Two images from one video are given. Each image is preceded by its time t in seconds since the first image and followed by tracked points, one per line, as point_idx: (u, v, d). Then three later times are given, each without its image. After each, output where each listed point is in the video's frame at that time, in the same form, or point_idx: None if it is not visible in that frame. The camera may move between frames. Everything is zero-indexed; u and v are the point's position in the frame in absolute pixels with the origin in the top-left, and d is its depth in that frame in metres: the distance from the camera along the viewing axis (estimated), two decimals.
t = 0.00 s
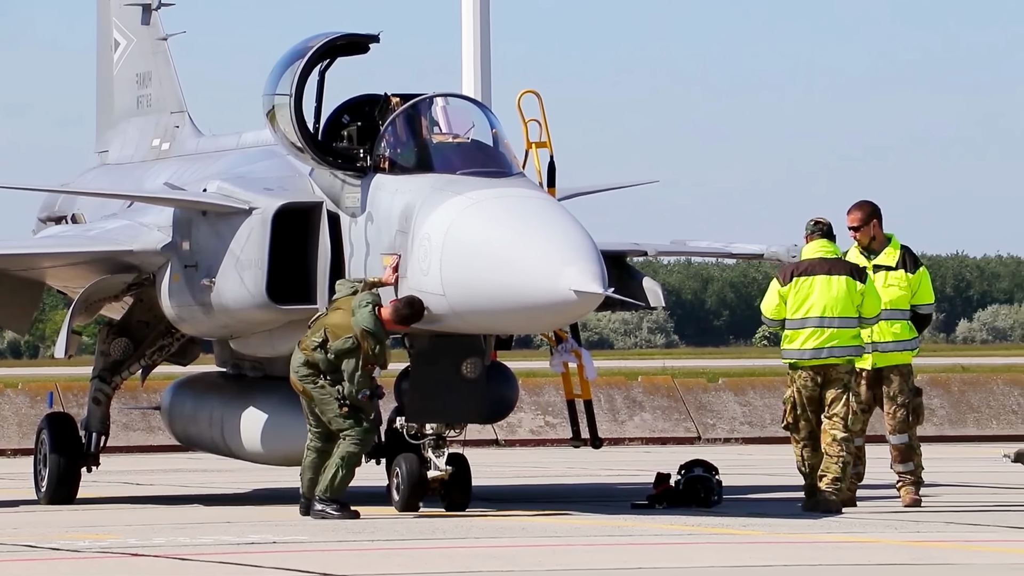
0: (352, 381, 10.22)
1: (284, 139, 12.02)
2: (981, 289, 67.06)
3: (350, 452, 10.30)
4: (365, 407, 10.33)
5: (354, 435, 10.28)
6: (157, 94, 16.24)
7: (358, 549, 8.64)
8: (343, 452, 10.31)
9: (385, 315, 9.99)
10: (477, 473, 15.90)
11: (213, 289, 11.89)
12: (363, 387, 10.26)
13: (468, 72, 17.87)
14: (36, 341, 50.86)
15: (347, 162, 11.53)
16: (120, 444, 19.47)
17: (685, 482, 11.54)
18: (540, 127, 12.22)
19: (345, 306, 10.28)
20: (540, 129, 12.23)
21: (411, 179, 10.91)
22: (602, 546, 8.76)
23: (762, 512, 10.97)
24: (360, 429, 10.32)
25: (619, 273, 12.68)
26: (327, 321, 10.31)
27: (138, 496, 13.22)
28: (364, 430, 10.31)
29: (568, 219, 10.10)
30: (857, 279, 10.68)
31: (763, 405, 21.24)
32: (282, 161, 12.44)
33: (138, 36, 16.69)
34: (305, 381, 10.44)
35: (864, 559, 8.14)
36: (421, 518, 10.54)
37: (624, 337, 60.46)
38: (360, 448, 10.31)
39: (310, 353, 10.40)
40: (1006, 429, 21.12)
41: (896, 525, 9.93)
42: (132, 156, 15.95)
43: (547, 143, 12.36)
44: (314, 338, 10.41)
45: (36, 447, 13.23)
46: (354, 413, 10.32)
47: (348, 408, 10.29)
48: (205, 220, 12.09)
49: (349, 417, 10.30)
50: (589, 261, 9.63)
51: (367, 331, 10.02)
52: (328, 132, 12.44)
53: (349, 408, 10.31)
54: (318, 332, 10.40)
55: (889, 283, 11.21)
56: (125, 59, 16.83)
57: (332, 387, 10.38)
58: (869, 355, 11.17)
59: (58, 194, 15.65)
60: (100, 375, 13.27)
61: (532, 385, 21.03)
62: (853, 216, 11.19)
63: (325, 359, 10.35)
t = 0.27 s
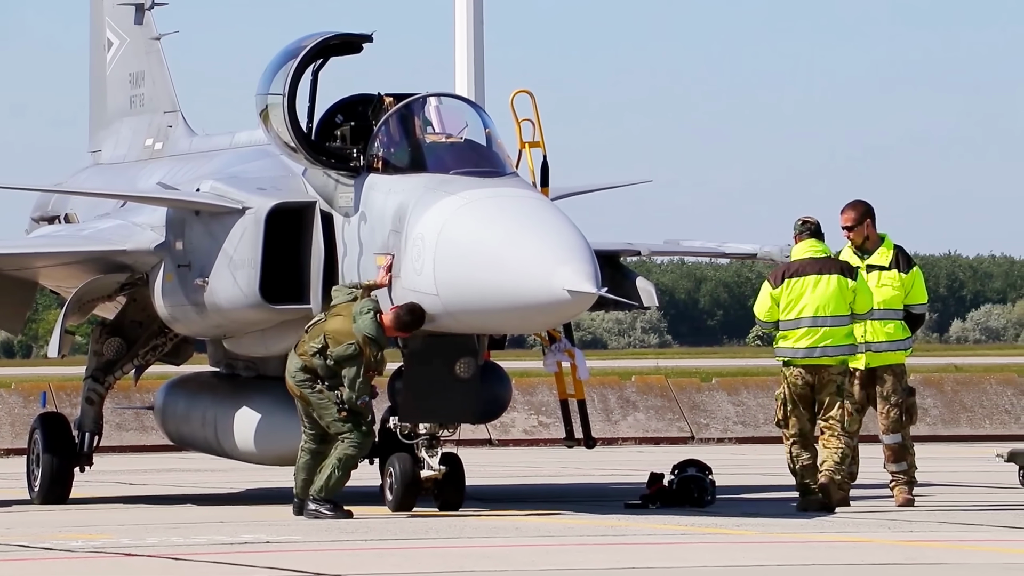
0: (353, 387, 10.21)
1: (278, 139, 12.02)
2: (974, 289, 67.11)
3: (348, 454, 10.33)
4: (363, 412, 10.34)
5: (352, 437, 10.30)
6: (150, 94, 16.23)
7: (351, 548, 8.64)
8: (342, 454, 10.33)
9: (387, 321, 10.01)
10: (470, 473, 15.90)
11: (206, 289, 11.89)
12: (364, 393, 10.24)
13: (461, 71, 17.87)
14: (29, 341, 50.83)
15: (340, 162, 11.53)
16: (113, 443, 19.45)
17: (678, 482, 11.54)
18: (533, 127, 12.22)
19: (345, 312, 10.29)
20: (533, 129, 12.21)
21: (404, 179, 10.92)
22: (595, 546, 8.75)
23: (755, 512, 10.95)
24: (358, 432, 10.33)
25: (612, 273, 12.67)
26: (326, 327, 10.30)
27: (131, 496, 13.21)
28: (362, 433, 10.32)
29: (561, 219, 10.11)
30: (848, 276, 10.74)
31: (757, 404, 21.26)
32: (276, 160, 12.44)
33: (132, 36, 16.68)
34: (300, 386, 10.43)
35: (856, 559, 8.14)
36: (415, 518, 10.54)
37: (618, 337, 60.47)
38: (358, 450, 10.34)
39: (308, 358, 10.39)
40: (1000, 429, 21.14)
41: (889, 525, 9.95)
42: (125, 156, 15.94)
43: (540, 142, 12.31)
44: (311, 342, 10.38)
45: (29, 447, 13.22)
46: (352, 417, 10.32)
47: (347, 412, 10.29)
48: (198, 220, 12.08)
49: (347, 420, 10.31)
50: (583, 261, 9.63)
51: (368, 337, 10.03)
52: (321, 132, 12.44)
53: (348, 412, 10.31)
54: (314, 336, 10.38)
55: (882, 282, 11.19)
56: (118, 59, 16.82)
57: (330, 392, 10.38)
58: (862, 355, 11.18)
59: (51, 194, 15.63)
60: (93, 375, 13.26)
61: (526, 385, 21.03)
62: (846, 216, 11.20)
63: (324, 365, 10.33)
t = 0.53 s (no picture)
0: (347, 389, 10.17)
1: (273, 139, 12.02)
2: (969, 288, 67.17)
3: (345, 454, 10.34)
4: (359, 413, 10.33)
5: (349, 437, 10.31)
6: (145, 93, 16.22)
7: (347, 548, 8.64)
8: (339, 454, 10.34)
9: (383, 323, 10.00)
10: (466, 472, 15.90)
11: (202, 289, 11.89)
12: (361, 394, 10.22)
13: (457, 71, 17.87)
14: (24, 341, 50.83)
15: (335, 162, 11.53)
16: (108, 443, 19.45)
17: (674, 482, 11.55)
18: (529, 126, 12.22)
19: (341, 314, 10.29)
20: (528, 129, 12.21)
21: (400, 178, 10.92)
22: (590, 546, 8.76)
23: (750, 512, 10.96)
24: (355, 433, 10.33)
25: (608, 273, 12.65)
26: (323, 328, 10.30)
27: (126, 496, 13.21)
28: (358, 434, 10.32)
29: (556, 219, 10.11)
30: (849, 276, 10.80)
31: (753, 404, 21.29)
32: (271, 159, 12.44)
33: (126, 35, 16.67)
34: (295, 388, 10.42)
35: (851, 558, 8.16)
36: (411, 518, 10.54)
37: (613, 336, 60.48)
38: (354, 451, 10.35)
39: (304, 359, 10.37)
40: (995, 429, 21.17)
41: (884, 525, 9.96)
42: (120, 155, 15.94)
43: (535, 142, 12.29)
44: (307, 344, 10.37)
45: (24, 447, 13.22)
46: (348, 418, 10.32)
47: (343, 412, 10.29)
48: (193, 219, 12.08)
49: (344, 421, 10.30)
50: (578, 260, 9.63)
51: (365, 338, 10.03)
52: (316, 132, 12.44)
53: (344, 413, 10.30)
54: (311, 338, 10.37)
55: (877, 282, 11.21)
56: (113, 58, 16.81)
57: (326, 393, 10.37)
58: (856, 355, 11.23)
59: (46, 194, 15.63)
60: (88, 374, 13.26)
61: (521, 384, 21.05)
62: (842, 215, 11.18)
63: (320, 366, 10.33)
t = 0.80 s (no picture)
0: (343, 388, 10.20)
1: (270, 138, 12.02)
2: (966, 288, 67.19)
3: (345, 452, 10.34)
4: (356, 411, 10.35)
5: (346, 436, 10.33)
6: (142, 92, 16.21)
7: (344, 547, 8.64)
8: (338, 453, 10.35)
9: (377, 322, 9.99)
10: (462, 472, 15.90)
11: (199, 288, 11.88)
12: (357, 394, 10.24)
13: (454, 70, 17.86)
14: (21, 340, 50.85)
15: (332, 161, 11.53)
16: (105, 442, 19.44)
17: (671, 482, 11.56)
18: (526, 125, 12.22)
19: (335, 313, 10.28)
20: (525, 128, 12.21)
21: (397, 177, 10.92)
22: (587, 545, 8.76)
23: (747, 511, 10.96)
24: (353, 432, 10.35)
25: (604, 272, 12.66)
26: (317, 328, 10.31)
27: (123, 495, 13.21)
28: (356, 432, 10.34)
29: (553, 218, 10.11)
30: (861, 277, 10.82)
31: (750, 403, 21.29)
32: (268, 159, 12.44)
33: (124, 35, 16.67)
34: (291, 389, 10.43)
35: (848, 557, 8.17)
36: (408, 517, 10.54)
37: (610, 336, 60.47)
38: (352, 450, 10.36)
39: (299, 358, 10.39)
40: (991, 428, 21.18)
41: (881, 524, 9.97)
42: (117, 154, 15.93)
43: (532, 141, 12.29)
44: (301, 344, 10.38)
45: (21, 446, 13.21)
46: (344, 416, 10.34)
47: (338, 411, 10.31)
48: (190, 219, 12.08)
49: (340, 419, 10.33)
50: (575, 259, 9.64)
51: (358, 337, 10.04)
52: (313, 131, 12.44)
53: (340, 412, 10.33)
54: (305, 338, 10.38)
55: (874, 282, 11.20)
56: (111, 58, 16.80)
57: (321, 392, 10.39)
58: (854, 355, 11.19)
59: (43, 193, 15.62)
60: (86, 374, 13.25)
61: (518, 383, 21.04)
62: (839, 214, 11.11)
63: (315, 366, 10.32)
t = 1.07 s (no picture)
0: (335, 385, 10.24)
1: (269, 137, 12.03)
2: (965, 287, 67.22)
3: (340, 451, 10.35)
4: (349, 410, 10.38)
5: (339, 435, 10.34)
6: (141, 92, 16.21)
7: (343, 547, 8.64)
8: (332, 451, 10.36)
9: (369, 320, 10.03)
10: (461, 472, 15.90)
11: (198, 288, 11.88)
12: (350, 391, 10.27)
13: (454, 70, 17.86)
14: (20, 339, 50.90)
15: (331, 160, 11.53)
16: (104, 442, 19.44)
17: (670, 481, 11.56)
18: (525, 125, 12.22)
19: (331, 311, 10.33)
20: (524, 128, 12.21)
21: (396, 177, 10.92)
22: (586, 544, 8.76)
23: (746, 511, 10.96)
24: (347, 430, 10.36)
25: (604, 271, 12.67)
26: (312, 325, 10.37)
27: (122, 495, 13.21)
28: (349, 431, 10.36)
29: (553, 217, 10.11)
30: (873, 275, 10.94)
31: (749, 402, 21.30)
32: (267, 158, 12.44)
33: (123, 34, 16.67)
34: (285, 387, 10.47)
35: (848, 556, 8.17)
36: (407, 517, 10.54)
37: (609, 335, 60.46)
38: (347, 447, 10.37)
39: (292, 357, 10.43)
40: (990, 428, 21.18)
41: (880, 523, 9.97)
42: (116, 154, 15.93)
43: (532, 140, 12.29)
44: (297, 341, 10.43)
45: (21, 446, 13.21)
46: (338, 415, 10.36)
47: (332, 409, 10.33)
48: (190, 218, 12.08)
49: (333, 417, 10.35)
50: (574, 259, 9.64)
51: (350, 334, 10.08)
52: (313, 131, 12.44)
53: (333, 410, 10.35)
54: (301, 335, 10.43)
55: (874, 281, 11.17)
56: (110, 57, 16.80)
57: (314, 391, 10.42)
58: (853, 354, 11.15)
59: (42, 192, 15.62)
60: (85, 373, 13.25)
61: (517, 382, 21.05)
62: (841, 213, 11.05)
63: (308, 364, 10.35)
